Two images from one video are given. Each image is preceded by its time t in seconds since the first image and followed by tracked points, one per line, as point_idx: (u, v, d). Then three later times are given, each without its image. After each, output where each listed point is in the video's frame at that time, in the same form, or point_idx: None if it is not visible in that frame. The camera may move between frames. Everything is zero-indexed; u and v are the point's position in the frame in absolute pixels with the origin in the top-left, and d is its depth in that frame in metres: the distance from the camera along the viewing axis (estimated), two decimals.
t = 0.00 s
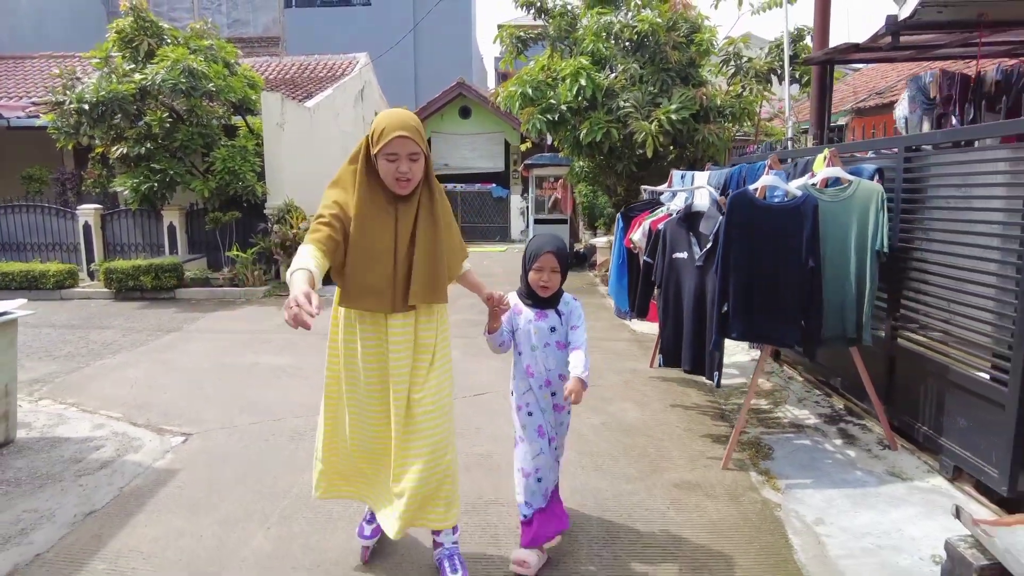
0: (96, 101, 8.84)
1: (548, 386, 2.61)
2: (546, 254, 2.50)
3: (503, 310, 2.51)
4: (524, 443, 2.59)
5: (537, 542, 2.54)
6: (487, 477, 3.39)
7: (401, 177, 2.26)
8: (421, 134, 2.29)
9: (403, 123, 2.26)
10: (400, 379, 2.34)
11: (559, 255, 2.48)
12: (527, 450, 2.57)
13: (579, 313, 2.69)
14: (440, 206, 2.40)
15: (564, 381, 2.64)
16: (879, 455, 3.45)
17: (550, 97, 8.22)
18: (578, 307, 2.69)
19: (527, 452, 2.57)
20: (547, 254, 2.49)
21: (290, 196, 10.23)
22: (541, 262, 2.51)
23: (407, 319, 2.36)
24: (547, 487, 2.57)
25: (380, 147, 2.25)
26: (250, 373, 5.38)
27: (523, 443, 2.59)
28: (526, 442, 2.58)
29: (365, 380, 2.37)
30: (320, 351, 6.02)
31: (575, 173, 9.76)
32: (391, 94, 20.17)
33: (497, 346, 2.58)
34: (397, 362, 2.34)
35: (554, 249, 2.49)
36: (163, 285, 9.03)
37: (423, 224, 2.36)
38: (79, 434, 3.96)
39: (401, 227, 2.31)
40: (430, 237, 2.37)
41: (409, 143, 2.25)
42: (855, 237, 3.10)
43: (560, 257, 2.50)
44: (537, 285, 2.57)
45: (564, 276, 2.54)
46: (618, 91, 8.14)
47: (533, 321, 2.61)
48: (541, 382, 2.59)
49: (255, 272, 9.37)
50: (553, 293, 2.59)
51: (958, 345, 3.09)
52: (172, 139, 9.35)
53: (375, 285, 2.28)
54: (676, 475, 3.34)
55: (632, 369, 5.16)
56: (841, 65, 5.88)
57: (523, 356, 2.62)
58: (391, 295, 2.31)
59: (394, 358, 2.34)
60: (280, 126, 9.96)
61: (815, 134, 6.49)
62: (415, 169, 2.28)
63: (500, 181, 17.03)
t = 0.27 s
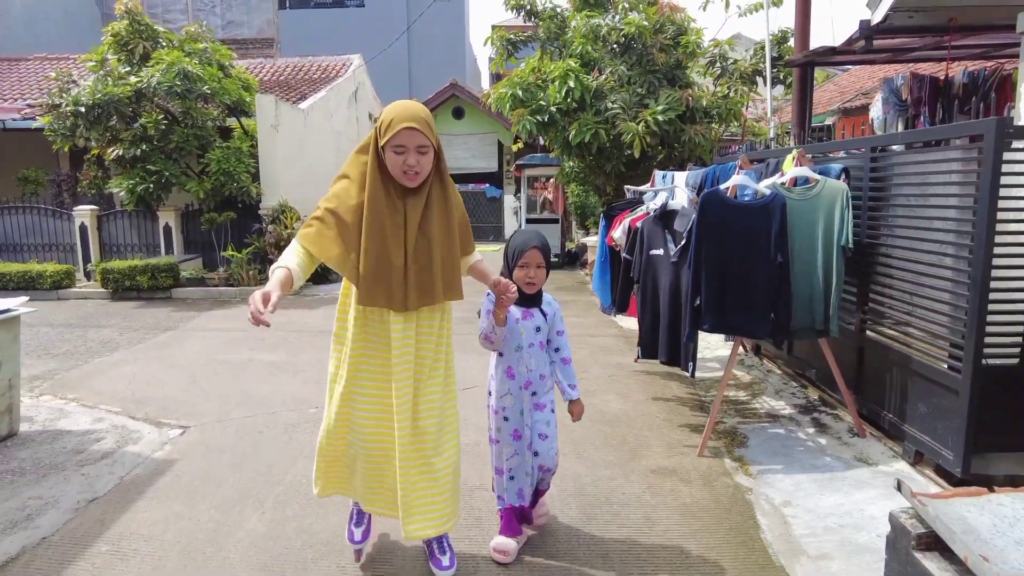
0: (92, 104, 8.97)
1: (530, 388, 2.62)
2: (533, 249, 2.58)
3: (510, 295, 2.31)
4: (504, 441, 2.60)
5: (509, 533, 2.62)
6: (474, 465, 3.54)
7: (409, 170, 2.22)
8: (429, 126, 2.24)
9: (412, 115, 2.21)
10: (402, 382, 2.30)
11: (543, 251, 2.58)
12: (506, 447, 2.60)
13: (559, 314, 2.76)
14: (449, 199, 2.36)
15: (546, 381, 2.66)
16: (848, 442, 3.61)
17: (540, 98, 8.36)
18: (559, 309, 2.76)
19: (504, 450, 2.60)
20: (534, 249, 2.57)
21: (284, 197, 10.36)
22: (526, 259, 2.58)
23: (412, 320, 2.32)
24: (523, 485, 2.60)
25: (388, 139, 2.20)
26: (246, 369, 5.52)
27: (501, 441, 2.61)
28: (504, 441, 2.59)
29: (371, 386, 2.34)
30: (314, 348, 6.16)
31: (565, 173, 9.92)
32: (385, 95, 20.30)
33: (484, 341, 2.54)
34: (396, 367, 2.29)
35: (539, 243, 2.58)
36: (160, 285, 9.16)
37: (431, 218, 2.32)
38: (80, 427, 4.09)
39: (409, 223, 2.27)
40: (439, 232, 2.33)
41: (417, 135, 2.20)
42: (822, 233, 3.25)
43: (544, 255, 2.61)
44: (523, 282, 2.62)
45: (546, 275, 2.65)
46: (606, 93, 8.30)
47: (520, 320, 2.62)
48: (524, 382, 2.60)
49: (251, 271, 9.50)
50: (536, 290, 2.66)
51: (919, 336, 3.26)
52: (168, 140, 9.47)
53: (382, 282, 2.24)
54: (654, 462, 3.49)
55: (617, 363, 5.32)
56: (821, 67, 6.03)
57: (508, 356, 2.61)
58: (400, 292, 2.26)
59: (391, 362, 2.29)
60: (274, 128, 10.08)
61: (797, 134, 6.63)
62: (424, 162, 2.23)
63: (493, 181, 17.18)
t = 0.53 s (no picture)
0: (94, 105, 9.12)
1: (530, 396, 2.57)
2: (534, 256, 2.52)
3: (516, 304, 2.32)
4: (502, 446, 2.60)
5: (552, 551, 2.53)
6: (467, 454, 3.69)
7: (394, 180, 2.16)
8: (411, 133, 2.18)
9: (394, 124, 2.16)
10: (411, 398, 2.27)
11: (546, 258, 2.51)
12: (504, 452, 2.60)
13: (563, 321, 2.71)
14: (441, 206, 2.29)
15: (547, 390, 2.59)
16: (826, 432, 3.76)
17: (535, 100, 8.49)
18: (563, 315, 2.71)
19: (502, 455, 2.60)
20: (535, 256, 2.51)
21: (283, 197, 10.51)
22: (528, 265, 2.52)
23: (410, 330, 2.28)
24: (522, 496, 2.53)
25: (370, 151, 2.15)
26: (247, 365, 5.67)
27: (500, 446, 2.61)
28: (501, 447, 2.60)
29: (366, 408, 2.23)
30: (313, 345, 6.31)
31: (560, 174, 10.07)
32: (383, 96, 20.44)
33: (488, 350, 2.52)
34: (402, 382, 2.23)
35: (541, 250, 2.52)
36: (161, 283, 9.31)
37: (425, 227, 2.26)
38: (88, 420, 4.25)
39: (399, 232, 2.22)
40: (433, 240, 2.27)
41: (398, 143, 2.13)
42: (798, 232, 3.41)
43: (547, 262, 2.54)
44: (524, 289, 2.56)
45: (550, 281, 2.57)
46: (600, 94, 8.45)
47: (521, 327, 2.58)
48: (523, 390, 2.56)
49: (250, 270, 9.65)
50: (540, 297, 2.61)
51: (891, 330, 3.42)
52: (168, 141, 9.60)
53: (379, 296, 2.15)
54: (640, 451, 3.65)
55: (608, 359, 5.48)
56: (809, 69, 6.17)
57: (508, 363, 2.58)
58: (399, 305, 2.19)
59: (397, 378, 2.22)
60: (273, 129, 10.25)
61: (785, 135, 6.77)
62: (408, 169, 2.17)
63: (490, 181, 17.34)
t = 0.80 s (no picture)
0: (100, 105, 9.29)
1: (545, 389, 2.56)
2: (551, 254, 2.50)
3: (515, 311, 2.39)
4: (521, 444, 2.55)
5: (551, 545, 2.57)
6: (465, 442, 3.86)
7: (375, 172, 2.23)
8: (391, 126, 2.26)
9: (372, 117, 2.23)
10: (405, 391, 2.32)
11: (562, 255, 2.48)
12: (523, 452, 2.54)
13: (579, 316, 2.68)
14: (421, 199, 2.37)
15: (561, 384, 2.60)
16: (809, 420, 3.93)
17: (532, 101, 8.67)
18: (579, 311, 2.68)
19: (522, 453, 2.55)
20: (552, 253, 2.49)
21: (285, 196, 10.68)
22: (544, 263, 2.52)
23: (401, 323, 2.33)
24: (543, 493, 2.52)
25: (350, 144, 2.22)
26: (252, 358, 5.84)
27: (519, 444, 2.57)
28: (522, 444, 2.55)
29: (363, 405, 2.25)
30: (316, 339, 6.48)
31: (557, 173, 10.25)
32: (382, 96, 20.61)
33: (500, 356, 2.60)
34: (396, 375, 2.30)
35: (558, 248, 2.49)
36: (166, 281, 9.51)
37: (405, 219, 2.33)
38: (102, 408, 4.42)
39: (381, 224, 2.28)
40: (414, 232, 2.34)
41: (378, 135, 2.21)
42: (781, 227, 3.58)
43: (562, 259, 2.52)
44: (540, 284, 2.57)
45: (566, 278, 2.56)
46: (597, 95, 8.61)
47: (534, 321, 2.59)
48: (537, 383, 2.55)
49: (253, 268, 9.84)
50: (556, 292, 2.60)
51: (869, 321, 3.60)
52: (172, 141, 9.76)
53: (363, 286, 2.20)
54: (631, 437, 3.82)
55: (602, 352, 5.65)
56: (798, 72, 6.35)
57: (522, 358, 2.60)
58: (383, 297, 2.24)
59: (391, 372, 2.29)
60: (275, 129, 10.42)
61: (776, 135, 6.93)
62: (388, 162, 2.24)
63: (489, 180, 17.51)
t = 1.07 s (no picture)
0: (106, 106, 9.46)
1: (554, 393, 2.52)
2: (556, 259, 2.42)
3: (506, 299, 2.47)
4: (532, 451, 2.49)
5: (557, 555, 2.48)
6: (465, 431, 4.02)
7: (372, 161, 2.19)
8: (390, 115, 2.23)
9: (372, 105, 2.19)
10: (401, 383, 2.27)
11: (568, 262, 2.41)
12: (534, 459, 2.48)
13: (587, 320, 2.61)
14: (415, 190, 2.34)
15: (569, 387, 2.55)
16: (796, 410, 4.10)
17: (531, 103, 8.85)
18: (587, 314, 2.61)
19: (535, 461, 2.48)
20: (558, 259, 2.41)
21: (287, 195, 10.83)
22: (550, 268, 2.45)
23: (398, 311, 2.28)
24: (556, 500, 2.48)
25: (348, 130, 2.18)
26: (258, 353, 6.00)
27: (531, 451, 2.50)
28: (532, 450, 2.49)
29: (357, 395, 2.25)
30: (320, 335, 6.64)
31: (555, 174, 10.42)
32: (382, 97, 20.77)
33: (494, 346, 2.56)
34: (392, 366, 2.26)
35: (564, 254, 2.41)
36: (170, 279, 9.66)
37: (399, 209, 2.30)
38: (115, 399, 4.58)
39: (376, 212, 2.23)
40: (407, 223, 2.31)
41: (378, 123, 2.18)
42: (768, 226, 3.75)
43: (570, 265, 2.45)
44: (545, 289, 2.50)
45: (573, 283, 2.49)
46: (593, 98, 8.75)
47: (541, 324, 2.52)
48: (548, 388, 2.50)
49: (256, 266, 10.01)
50: (565, 296, 2.53)
51: (851, 316, 3.77)
52: (176, 141, 9.92)
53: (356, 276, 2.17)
54: (624, 426, 3.98)
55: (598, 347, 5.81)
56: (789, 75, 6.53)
57: (529, 361, 2.52)
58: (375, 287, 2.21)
59: (388, 362, 2.25)
60: (277, 129, 10.58)
61: (768, 137, 7.11)
62: (386, 151, 2.21)
63: (488, 180, 17.68)
